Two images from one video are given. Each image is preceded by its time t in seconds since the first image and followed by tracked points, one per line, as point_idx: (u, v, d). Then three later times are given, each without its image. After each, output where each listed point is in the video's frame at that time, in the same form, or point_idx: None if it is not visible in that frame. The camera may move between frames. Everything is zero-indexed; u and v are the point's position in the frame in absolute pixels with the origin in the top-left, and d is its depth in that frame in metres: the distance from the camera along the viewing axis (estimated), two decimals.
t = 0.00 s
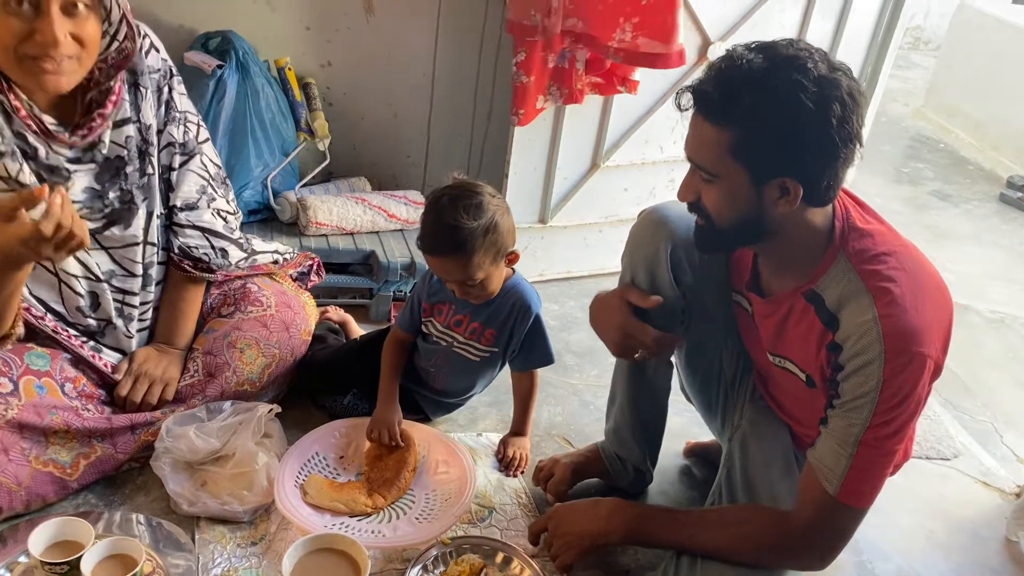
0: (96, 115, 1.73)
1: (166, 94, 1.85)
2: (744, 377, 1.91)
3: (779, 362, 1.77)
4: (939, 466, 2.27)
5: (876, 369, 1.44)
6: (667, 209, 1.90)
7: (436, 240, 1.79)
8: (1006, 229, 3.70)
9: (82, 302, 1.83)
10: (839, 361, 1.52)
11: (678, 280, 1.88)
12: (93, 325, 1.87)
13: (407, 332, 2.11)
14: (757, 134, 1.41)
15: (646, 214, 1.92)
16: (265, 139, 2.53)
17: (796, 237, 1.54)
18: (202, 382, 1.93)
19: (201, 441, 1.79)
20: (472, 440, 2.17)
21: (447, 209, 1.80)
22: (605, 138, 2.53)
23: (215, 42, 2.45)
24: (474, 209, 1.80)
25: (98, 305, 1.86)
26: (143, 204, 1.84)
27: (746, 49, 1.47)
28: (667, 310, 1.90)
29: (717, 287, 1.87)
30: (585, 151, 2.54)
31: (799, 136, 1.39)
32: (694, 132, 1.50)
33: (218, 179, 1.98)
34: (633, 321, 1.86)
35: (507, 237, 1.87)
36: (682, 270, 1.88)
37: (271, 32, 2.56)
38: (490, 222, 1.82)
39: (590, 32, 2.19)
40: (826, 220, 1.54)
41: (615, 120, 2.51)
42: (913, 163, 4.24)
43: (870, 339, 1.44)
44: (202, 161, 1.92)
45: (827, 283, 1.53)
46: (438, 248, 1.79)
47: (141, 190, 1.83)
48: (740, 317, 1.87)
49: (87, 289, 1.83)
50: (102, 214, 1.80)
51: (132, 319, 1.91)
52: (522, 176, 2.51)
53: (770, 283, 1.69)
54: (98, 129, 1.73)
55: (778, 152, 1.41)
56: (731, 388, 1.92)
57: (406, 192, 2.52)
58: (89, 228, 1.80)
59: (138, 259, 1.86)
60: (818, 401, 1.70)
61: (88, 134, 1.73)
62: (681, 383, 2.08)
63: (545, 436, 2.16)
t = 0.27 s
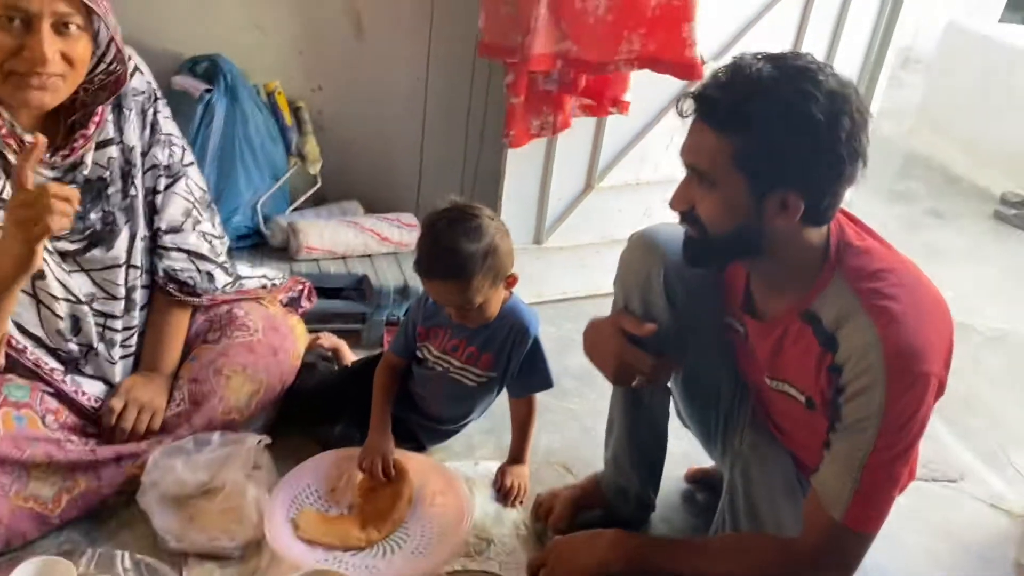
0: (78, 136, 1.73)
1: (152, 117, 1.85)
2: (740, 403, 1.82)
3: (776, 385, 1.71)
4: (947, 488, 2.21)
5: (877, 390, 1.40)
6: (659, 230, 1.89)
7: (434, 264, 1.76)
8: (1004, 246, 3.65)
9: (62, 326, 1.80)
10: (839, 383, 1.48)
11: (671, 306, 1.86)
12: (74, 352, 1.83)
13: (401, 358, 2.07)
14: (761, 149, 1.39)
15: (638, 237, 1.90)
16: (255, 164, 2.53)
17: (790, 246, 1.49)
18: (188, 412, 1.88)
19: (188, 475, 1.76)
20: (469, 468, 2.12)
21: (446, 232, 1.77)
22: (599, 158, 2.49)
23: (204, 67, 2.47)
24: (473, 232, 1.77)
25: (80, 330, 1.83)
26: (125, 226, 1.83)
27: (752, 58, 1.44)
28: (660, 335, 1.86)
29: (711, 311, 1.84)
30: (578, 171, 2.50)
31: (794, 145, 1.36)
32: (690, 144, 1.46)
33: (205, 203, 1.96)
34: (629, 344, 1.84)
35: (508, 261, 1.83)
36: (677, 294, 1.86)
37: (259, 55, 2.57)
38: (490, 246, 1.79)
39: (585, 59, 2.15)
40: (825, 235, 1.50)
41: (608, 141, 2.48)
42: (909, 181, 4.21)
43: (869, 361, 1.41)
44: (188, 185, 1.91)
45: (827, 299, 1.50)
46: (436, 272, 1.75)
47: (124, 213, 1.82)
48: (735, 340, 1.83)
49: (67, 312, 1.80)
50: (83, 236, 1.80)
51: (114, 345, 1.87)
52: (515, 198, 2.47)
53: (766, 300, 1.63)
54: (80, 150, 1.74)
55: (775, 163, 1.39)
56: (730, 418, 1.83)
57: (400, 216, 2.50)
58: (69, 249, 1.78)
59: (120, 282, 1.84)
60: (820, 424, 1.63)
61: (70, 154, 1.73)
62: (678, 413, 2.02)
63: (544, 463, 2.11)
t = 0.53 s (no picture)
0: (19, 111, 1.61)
1: (104, 93, 1.73)
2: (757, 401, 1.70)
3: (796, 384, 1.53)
4: (980, 487, 2.06)
5: (924, 386, 1.20)
6: (662, 216, 1.70)
7: (426, 250, 1.60)
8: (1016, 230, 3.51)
9: (7, 324, 1.67)
10: (877, 378, 1.27)
11: (678, 301, 1.70)
12: (24, 354, 1.69)
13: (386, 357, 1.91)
14: (790, 114, 1.21)
15: (639, 224, 1.72)
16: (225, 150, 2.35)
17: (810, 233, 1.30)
18: (151, 420, 1.75)
19: (151, 492, 1.62)
20: (463, 476, 1.96)
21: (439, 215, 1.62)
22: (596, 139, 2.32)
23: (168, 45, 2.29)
24: (468, 214, 1.62)
25: (28, 330, 1.69)
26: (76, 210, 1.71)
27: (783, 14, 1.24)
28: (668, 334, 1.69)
29: (720, 306, 1.67)
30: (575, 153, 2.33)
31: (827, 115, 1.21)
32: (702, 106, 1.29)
33: (165, 188, 1.84)
34: (635, 344, 1.64)
35: (504, 246, 1.68)
36: (682, 286, 1.69)
37: (229, 35, 2.39)
38: (484, 230, 1.63)
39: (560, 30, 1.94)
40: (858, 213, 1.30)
41: (605, 121, 2.32)
42: (913, 165, 4.06)
43: (912, 352, 1.21)
44: (146, 168, 1.80)
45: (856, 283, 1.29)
46: (428, 259, 1.60)
47: (74, 197, 1.71)
48: (748, 336, 1.66)
49: (14, 311, 1.67)
50: (29, 223, 1.68)
51: (67, 346, 1.73)
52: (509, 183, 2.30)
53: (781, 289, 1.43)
54: (22, 127, 1.62)
55: (799, 134, 1.21)
56: (743, 413, 1.70)
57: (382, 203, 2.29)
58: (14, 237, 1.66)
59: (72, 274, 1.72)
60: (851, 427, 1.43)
61: (11, 132, 1.61)
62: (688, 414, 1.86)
63: (544, 468, 1.96)
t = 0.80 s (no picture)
0: None
1: (57, 44, 1.61)
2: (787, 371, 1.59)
3: (834, 357, 1.37)
4: None
5: (993, 357, 0.99)
6: (684, 174, 1.50)
7: (428, 204, 1.47)
8: None
9: None
10: (934, 351, 1.06)
11: (701, 271, 1.52)
12: None
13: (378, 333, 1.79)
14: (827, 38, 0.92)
15: (655, 180, 1.55)
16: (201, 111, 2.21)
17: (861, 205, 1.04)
18: (125, 406, 1.65)
19: (125, 487, 1.53)
20: (468, 459, 1.84)
21: (442, 165, 1.48)
22: (603, 89, 2.11)
23: None
24: (472, 166, 1.49)
25: None
26: (31, 178, 1.56)
27: None
28: (690, 310, 1.54)
29: (750, 276, 1.48)
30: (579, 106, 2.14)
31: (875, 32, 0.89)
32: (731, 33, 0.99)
33: (131, 152, 1.72)
34: (647, 320, 1.54)
35: (509, 202, 1.56)
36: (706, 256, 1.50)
37: None
38: (488, 181, 1.50)
39: None
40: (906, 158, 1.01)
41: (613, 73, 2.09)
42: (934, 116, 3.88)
43: (980, 319, 0.99)
44: (108, 128, 1.68)
45: (911, 247, 1.05)
46: (426, 211, 1.47)
47: (27, 162, 1.56)
48: (779, 310, 1.48)
49: None
50: None
51: (28, 328, 1.61)
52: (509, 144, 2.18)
53: (818, 256, 1.19)
54: None
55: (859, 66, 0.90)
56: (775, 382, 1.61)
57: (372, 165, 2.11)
58: None
59: (29, 249, 1.57)
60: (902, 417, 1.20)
61: None
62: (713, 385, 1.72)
63: (555, 450, 1.83)
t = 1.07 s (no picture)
0: None
1: (54, 44, 1.58)
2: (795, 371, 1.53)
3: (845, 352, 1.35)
4: None
5: (1018, 350, 0.97)
6: (688, 171, 1.48)
7: (434, 185, 1.47)
8: None
9: None
10: (955, 344, 1.03)
11: (709, 270, 1.50)
12: None
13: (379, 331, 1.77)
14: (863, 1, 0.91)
15: (657, 177, 1.52)
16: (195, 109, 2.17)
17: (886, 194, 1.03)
18: (123, 410, 1.63)
19: (125, 493, 1.50)
20: (472, 458, 1.82)
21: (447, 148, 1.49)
22: (604, 80, 2.09)
23: None
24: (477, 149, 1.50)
25: None
26: (29, 181, 1.53)
27: None
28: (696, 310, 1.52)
29: (757, 275, 1.45)
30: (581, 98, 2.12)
31: (899, 6, 0.89)
32: (759, 15, 0.98)
33: (128, 153, 1.69)
34: (654, 320, 1.54)
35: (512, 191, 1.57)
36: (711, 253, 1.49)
37: None
38: (491, 167, 1.51)
39: None
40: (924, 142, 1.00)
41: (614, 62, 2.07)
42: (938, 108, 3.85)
43: (1004, 310, 0.96)
44: (106, 129, 1.65)
45: (925, 236, 1.03)
46: (428, 196, 1.48)
47: (26, 165, 1.53)
48: (789, 308, 1.44)
49: None
50: None
51: (26, 334, 1.58)
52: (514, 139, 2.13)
53: (833, 248, 1.18)
54: None
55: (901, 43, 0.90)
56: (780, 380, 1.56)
57: (371, 161, 2.07)
58: None
59: (27, 253, 1.54)
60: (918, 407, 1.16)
61: None
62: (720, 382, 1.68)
63: (563, 448, 1.80)
